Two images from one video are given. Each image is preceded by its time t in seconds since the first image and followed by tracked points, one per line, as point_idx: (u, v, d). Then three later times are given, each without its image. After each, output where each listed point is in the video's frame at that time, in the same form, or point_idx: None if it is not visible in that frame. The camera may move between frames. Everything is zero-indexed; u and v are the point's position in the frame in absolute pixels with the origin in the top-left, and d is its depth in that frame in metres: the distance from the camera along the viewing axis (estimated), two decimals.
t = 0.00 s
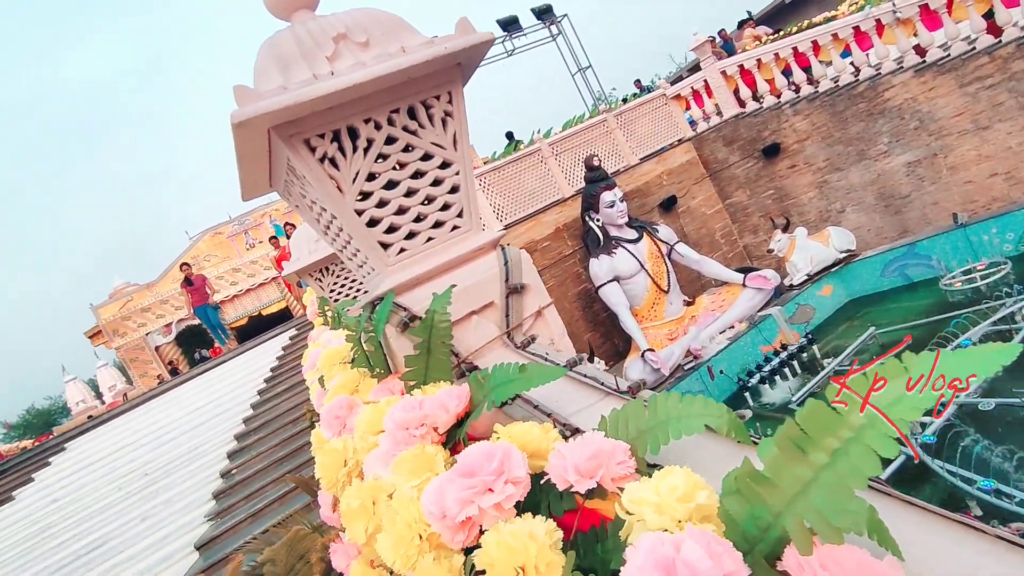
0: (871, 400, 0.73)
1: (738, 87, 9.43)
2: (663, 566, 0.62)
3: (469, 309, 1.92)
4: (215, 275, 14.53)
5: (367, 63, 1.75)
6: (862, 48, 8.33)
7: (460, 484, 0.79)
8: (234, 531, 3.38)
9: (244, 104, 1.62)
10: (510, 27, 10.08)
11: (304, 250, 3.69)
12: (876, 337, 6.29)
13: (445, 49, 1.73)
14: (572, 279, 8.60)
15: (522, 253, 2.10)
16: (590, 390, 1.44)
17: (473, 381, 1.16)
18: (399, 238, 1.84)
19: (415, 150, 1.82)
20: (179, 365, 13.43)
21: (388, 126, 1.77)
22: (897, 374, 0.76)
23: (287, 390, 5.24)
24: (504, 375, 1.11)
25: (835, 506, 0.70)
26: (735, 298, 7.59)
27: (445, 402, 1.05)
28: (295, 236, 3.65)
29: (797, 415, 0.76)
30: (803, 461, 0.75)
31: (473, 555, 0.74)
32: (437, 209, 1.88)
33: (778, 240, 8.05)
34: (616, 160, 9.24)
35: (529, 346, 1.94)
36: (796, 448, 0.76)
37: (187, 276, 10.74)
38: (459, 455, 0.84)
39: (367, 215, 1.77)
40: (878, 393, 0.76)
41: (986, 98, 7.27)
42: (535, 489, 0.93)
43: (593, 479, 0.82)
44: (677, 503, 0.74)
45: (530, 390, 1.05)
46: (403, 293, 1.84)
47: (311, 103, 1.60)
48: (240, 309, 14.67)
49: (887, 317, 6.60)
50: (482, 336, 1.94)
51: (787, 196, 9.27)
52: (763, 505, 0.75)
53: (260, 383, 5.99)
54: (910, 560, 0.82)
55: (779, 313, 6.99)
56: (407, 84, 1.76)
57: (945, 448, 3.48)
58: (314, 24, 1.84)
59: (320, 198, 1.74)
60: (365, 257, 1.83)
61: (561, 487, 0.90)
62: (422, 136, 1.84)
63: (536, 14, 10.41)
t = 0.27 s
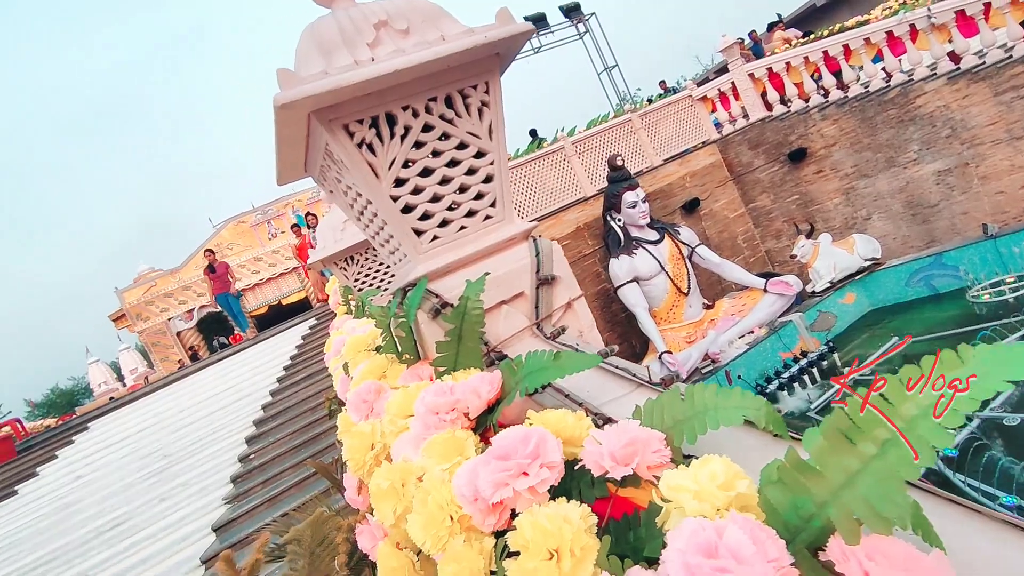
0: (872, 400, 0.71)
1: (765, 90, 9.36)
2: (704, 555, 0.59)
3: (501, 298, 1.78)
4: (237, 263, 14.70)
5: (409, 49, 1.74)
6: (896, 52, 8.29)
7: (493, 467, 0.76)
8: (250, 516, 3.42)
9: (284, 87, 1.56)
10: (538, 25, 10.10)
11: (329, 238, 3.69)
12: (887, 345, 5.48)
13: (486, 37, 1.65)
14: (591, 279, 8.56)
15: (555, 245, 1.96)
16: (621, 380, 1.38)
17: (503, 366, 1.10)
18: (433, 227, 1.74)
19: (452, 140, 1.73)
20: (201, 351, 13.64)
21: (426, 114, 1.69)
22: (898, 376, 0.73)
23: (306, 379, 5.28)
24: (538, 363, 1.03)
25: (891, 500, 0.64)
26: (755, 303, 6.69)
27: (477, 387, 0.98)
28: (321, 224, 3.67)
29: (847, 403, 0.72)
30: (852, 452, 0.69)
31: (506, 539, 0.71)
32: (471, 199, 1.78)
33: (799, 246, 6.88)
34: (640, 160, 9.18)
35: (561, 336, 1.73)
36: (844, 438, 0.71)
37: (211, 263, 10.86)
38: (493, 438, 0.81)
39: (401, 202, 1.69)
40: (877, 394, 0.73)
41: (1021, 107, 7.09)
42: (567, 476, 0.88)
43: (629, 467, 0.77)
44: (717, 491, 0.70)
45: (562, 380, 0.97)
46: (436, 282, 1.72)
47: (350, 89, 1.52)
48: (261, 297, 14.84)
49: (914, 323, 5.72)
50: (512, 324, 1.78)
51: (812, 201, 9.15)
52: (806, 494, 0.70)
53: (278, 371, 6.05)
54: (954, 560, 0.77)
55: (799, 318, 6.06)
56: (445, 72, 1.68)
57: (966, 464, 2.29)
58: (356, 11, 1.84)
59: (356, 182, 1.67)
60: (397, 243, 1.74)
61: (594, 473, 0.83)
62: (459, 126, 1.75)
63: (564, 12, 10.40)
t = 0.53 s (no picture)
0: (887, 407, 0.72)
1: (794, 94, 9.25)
2: (739, 542, 0.59)
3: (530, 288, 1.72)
4: (260, 252, 14.85)
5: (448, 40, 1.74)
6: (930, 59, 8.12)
7: (524, 452, 0.76)
8: (265, 501, 3.47)
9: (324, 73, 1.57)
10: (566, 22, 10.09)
11: (355, 229, 3.72)
12: (887, 350, 4.63)
13: (525, 27, 1.64)
14: (611, 279, 8.51)
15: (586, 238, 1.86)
16: (651, 374, 1.35)
17: (534, 354, 1.09)
18: (466, 215, 1.73)
19: (487, 129, 1.72)
20: (221, 337, 13.81)
21: (461, 103, 1.68)
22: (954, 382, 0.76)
23: (325, 368, 5.33)
24: (569, 353, 1.03)
25: (936, 496, 0.62)
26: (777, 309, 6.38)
27: (508, 375, 0.99)
28: (348, 212, 3.69)
29: (890, 401, 0.71)
30: (895, 446, 0.67)
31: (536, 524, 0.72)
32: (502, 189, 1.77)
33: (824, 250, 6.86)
34: (664, 161, 9.13)
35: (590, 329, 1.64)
36: (890, 433, 0.68)
37: (236, 252, 10.96)
38: (525, 424, 0.80)
39: (435, 189, 1.68)
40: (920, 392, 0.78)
41: None
42: (597, 466, 0.87)
43: (662, 457, 0.77)
44: (753, 483, 0.67)
45: (592, 370, 0.97)
46: (467, 270, 1.70)
47: (387, 76, 1.53)
48: (282, 286, 14.98)
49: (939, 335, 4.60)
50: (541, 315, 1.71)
51: (838, 208, 9.01)
52: (846, 489, 0.68)
53: (298, 359, 6.11)
54: (1001, 574, 0.74)
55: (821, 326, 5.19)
56: (481, 62, 1.67)
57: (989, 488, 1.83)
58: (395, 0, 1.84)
59: (390, 169, 1.67)
60: (429, 230, 1.73)
61: (624, 463, 0.83)
62: (495, 116, 1.75)
63: (593, 11, 10.35)
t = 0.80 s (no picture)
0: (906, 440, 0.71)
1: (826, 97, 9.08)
2: (785, 527, 0.58)
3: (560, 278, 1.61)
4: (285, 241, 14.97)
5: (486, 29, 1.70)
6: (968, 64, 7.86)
7: (560, 436, 0.76)
8: (284, 485, 3.51)
9: (367, 58, 1.55)
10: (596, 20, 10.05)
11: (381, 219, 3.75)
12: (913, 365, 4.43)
13: (566, 16, 1.61)
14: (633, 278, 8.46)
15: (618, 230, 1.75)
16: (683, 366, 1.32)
17: (568, 342, 1.08)
18: (500, 204, 1.67)
19: (524, 117, 1.67)
20: (243, 323, 13.98)
21: (500, 92, 1.64)
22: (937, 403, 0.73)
23: (346, 357, 5.37)
24: (603, 342, 1.01)
25: (986, 490, 0.62)
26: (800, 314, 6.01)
27: (540, 362, 1.00)
28: (376, 202, 3.71)
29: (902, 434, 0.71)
30: (947, 439, 0.67)
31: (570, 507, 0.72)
32: (537, 179, 1.70)
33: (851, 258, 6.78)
34: (691, 162, 9.09)
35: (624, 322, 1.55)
36: (942, 427, 0.69)
37: (260, 240, 11.03)
38: (560, 410, 0.81)
39: (470, 176, 1.63)
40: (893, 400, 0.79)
41: None
42: (630, 454, 0.87)
43: (697, 447, 0.76)
44: (795, 473, 0.67)
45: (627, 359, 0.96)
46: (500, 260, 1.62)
47: (429, 61, 1.50)
48: (304, 276, 15.08)
49: (965, 345, 4.54)
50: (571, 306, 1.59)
51: (866, 215, 8.83)
52: (893, 482, 0.68)
53: (319, 347, 6.18)
54: None
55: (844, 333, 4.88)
56: (521, 51, 1.63)
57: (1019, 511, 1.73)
58: None
59: (426, 155, 1.63)
60: (462, 219, 1.66)
61: (658, 453, 0.83)
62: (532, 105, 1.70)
63: (623, 8, 10.29)
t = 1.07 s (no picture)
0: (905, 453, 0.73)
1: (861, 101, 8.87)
2: (835, 519, 0.58)
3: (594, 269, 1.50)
4: (310, 230, 15.11)
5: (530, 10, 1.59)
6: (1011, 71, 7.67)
7: (599, 423, 0.76)
8: (305, 470, 3.55)
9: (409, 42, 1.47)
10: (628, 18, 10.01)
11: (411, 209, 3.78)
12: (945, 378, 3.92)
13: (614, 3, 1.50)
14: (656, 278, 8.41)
15: (656, 223, 1.61)
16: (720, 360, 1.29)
17: (604, 332, 1.08)
18: (539, 194, 1.57)
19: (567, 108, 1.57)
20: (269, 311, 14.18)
21: (542, 81, 1.54)
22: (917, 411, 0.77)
23: (368, 346, 5.42)
24: (641, 332, 1.00)
25: None
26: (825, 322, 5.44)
27: (577, 350, 1.00)
28: (406, 192, 3.74)
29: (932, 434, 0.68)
30: (1011, 436, 0.64)
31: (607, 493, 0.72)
32: (576, 172, 1.60)
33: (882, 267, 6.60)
34: (719, 163, 9.07)
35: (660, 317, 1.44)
36: (1005, 422, 0.65)
37: (286, 228, 11.05)
38: (598, 398, 0.80)
39: (508, 166, 1.54)
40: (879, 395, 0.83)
41: None
42: (668, 445, 0.87)
43: (741, 439, 0.75)
44: (845, 467, 0.66)
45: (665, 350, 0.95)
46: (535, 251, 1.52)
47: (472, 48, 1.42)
48: (329, 265, 15.21)
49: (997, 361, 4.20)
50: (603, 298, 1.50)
51: (898, 222, 8.63)
52: (949, 479, 0.66)
53: (342, 335, 6.24)
54: None
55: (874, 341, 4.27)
56: (564, 40, 1.54)
57: None
58: None
59: (466, 144, 1.55)
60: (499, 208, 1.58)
61: (696, 446, 0.82)
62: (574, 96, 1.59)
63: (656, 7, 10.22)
